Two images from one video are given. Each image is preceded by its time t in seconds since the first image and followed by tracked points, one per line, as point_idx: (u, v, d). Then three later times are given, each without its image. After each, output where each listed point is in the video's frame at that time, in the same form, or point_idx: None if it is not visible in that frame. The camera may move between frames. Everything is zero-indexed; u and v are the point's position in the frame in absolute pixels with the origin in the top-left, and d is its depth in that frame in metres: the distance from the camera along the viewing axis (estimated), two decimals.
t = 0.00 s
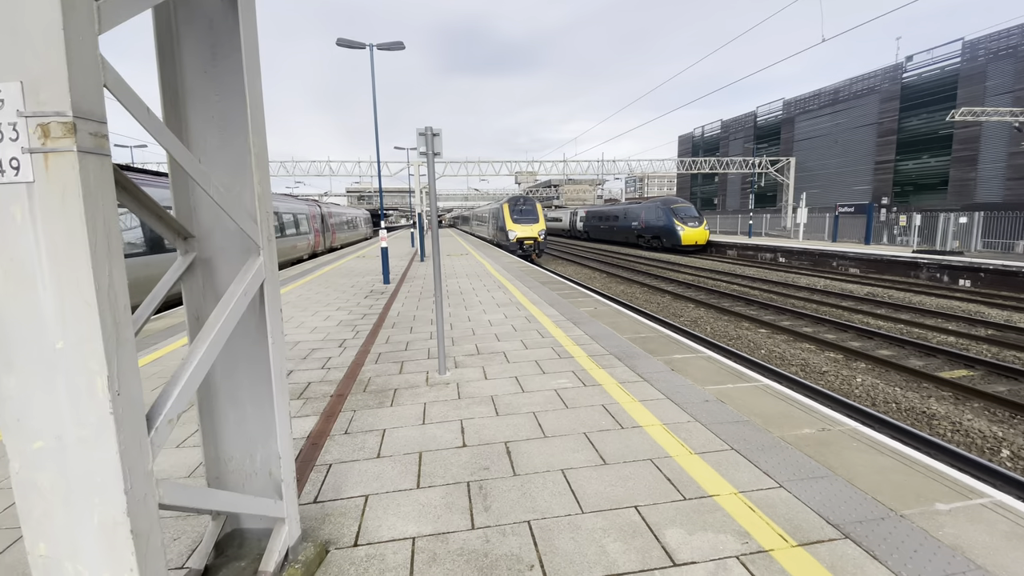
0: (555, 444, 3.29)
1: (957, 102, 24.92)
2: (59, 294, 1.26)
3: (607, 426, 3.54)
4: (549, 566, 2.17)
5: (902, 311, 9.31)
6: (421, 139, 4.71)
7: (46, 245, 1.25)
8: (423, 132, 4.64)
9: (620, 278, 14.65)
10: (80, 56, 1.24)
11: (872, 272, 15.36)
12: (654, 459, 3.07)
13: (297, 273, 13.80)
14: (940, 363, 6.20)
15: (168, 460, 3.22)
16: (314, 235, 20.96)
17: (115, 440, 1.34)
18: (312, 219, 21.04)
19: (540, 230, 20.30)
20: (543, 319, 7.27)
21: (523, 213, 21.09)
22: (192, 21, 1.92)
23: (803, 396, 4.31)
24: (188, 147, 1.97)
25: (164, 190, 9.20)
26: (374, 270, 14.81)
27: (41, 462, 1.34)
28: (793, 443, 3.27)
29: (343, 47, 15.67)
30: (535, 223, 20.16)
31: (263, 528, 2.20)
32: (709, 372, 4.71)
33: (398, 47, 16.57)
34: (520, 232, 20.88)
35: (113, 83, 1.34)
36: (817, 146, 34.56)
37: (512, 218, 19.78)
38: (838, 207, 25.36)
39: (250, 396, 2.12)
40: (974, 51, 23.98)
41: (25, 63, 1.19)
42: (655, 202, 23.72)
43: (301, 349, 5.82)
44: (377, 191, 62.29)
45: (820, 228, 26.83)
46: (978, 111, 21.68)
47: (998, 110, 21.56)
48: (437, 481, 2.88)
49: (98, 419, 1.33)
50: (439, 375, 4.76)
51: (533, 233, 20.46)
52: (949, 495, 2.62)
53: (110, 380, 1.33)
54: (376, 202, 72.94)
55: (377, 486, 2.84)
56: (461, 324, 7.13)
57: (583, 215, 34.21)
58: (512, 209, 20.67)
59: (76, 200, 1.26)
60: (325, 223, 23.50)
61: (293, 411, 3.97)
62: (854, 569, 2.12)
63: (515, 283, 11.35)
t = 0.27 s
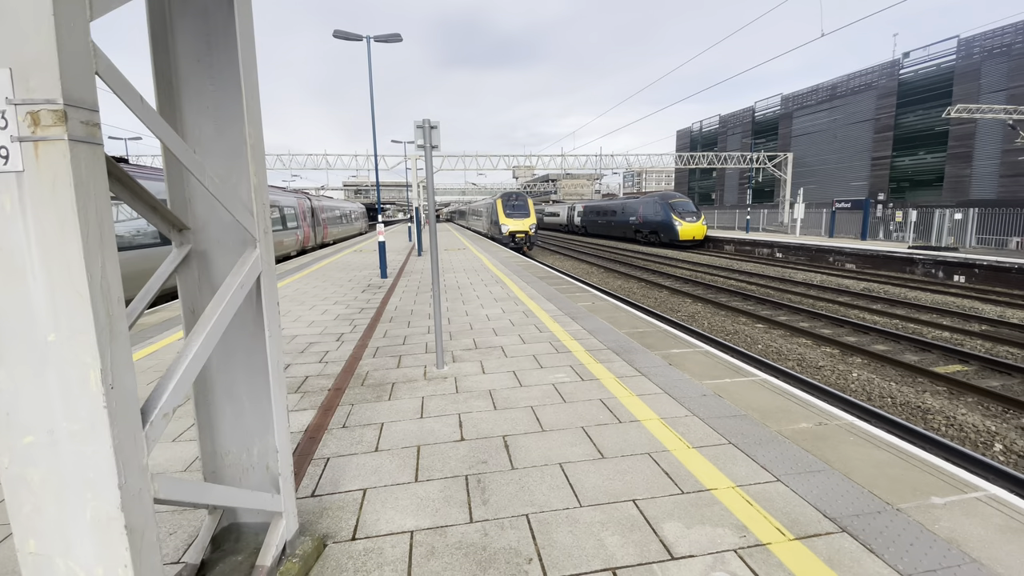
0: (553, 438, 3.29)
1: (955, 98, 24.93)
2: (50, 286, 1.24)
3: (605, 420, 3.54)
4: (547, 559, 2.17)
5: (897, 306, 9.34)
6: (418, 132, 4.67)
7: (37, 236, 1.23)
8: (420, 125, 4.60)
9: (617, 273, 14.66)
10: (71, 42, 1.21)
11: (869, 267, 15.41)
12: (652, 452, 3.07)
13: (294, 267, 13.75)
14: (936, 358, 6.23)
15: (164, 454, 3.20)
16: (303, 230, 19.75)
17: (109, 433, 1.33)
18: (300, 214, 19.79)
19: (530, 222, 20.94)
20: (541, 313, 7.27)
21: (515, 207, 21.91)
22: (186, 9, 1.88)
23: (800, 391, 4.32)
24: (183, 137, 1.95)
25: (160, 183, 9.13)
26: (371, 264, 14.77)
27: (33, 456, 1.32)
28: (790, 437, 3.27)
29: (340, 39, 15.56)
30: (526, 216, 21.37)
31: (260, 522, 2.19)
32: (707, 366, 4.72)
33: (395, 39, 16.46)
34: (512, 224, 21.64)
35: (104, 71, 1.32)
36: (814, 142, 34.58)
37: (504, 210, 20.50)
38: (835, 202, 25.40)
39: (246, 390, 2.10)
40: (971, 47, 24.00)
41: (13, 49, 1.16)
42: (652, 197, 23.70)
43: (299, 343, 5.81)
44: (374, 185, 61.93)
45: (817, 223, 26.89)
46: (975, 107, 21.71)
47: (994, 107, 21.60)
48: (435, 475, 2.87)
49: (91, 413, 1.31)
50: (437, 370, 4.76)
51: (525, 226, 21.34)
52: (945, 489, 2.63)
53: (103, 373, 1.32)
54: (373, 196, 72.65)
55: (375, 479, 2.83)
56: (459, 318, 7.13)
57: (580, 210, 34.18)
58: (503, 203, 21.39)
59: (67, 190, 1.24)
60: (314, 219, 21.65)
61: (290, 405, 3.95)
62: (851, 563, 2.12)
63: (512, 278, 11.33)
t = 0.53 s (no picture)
0: (549, 433, 3.31)
1: (952, 94, 24.97)
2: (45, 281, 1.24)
3: (601, 416, 3.56)
4: (543, 553, 2.19)
5: (892, 302, 9.39)
6: (415, 127, 4.66)
7: (32, 232, 1.22)
8: (417, 120, 4.59)
9: (614, 269, 14.68)
10: (63, 37, 1.21)
11: (865, 263, 15.46)
12: (647, 447, 3.09)
13: (290, 263, 13.71)
14: (930, 353, 6.27)
15: (161, 449, 3.21)
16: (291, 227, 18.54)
17: (106, 429, 1.33)
18: (289, 210, 18.57)
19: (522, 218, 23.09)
20: (538, 309, 7.28)
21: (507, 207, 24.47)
22: (179, 3, 1.87)
23: (795, 386, 4.35)
24: (177, 133, 1.94)
25: (155, 178, 9.09)
26: (368, 260, 14.75)
27: (30, 452, 1.32)
28: (784, 432, 3.30)
29: (337, 32, 15.48)
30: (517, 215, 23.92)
31: (257, 517, 2.20)
32: (702, 362, 4.74)
33: (392, 33, 16.37)
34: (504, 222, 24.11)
35: (97, 66, 1.31)
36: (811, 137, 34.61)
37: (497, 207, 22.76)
38: (832, 198, 25.44)
39: (243, 385, 2.11)
40: (969, 43, 24.01)
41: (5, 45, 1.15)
42: (650, 193, 23.68)
43: (295, 339, 5.80)
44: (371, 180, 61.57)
45: (814, 219, 26.95)
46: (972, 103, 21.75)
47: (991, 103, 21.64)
48: (432, 470, 2.89)
49: (87, 409, 1.32)
50: (434, 365, 4.77)
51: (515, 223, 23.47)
52: (936, 483, 2.66)
53: (99, 369, 1.32)
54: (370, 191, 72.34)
55: (372, 474, 2.85)
56: (456, 314, 7.13)
57: (578, 205, 34.13)
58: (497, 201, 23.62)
59: (60, 186, 1.23)
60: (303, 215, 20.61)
61: (287, 401, 3.96)
62: (843, 556, 2.15)
63: (510, 273, 11.33)
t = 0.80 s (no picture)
0: (547, 430, 3.31)
1: (949, 91, 25.00)
2: (38, 279, 1.23)
3: (599, 413, 3.56)
4: (541, 549, 2.19)
5: (890, 299, 9.41)
6: (412, 124, 4.64)
7: (25, 229, 1.21)
8: (414, 117, 4.57)
9: (613, 266, 14.68)
10: (55, 32, 1.19)
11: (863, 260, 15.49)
12: (645, 444, 3.09)
13: (288, 260, 13.66)
14: (927, 350, 6.29)
15: (159, 448, 3.20)
16: (279, 226, 17.47)
17: (101, 427, 1.33)
18: (277, 209, 17.50)
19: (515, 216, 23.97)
20: (536, 306, 7.27)
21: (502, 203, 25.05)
22: None
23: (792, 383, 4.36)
24: (172, 130, 1.93)
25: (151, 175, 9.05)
26: (366, 257, 14.72)
27: (24, 450, 1.32)
28: (781, 428, 3.31)
29: (334, 29, 15.42)
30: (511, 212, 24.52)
31: (255, 515, 2.20)
32: (701, 359, 4.74)
33: (390, 30, 16.32)
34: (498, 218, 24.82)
35: (91, 61, 1.30)
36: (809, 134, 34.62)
37: (491, 204, 23.82)
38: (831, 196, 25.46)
39: (240, 383, 2.10)
40: (966, 40, 24.04)
41: None
42: (648, 190, 23.66)
43: (293, 336, 5.79)
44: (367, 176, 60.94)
45: (812, 216, 26.97)
46: (970, 100, 21.79)
47: (989, 100, 21.67)
48: (430, 467, 2.89)
49: (82, 407, 1.31)
50: (432, 363, 4.77)
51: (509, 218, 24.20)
52: (933, 479, 2.67)
53: (94, 367, 1.31)
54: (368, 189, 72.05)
55: (370, 472, 2.85)
56: (454, 311, 7.13)
57: (576, 203, 34.09)
58: (491, 198, 24.58)
59: (53, 183, 1.22)
60: (291, 212, 19.09)
61: (285, 399, 3.95)
62: (841, 552, 2.15)
63: (508, 271, 11.32)
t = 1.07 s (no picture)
0: (547, 428, 3.31)
1: (948, 89, 25.01)
2: (35, 278, 1.23)
3: (598, 411, 3.56)
4: (540, 547, 2.20)
5: (888, 296, 9.42)
6: (410, 122, 4.63)
7: (21, 228, 1.21)
8: (412, 115, 4.56)
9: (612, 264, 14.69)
10: (52, 30, 1.19)
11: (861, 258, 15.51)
12: (643, 442, 3.10)
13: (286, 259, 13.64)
14: (926, 348, 6.30)
15: (157, 447, 3.20)
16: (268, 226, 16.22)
17: (99, 427, 1.32)
18: (264, 209, 16.21)
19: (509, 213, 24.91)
20: (535, 305, 7.27)
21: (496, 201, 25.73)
22: None
23: (791, 380, 4.36)
24: (170, 128, 1.92)
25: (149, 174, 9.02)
26: (365, 256, 14.71)
27: (22, 450, 1.31)
28: (780, 426, 3.31)
29: (332, 27, 15.38)
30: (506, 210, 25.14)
31: (254, 514, 2.19)
32: (700, 357, 4.75)
33: (388, 28, 16.27)
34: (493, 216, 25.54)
35: (87, 59, 1.29)
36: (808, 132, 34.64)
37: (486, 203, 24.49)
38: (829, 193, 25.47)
39: (238, 382, 2.10)
40: (965, 38, 24.04)
41: None
42: (647, 188, 23.64)
43: (292, 335, 5.78)
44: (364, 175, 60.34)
45: (810, 214, 27.00)
46: (969, 98, 21.81)
47: (987, 97, 21.68)
48: (429, 466, 2.89)
49: (80, 406, 1.30)
50: (431, 361, 4.77)
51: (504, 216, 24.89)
52: (931, 476, 2.67)
53: (91, 366, 1.31)
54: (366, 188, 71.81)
55: (369, 471, 2.84)
56: (453, 310, 7.12)
57: (575, 201, 34.04)
58: (486, 197, 25.14)
59: (50, 181, 1.22)
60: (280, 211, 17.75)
61: (284, 398, 3.95)
62: (840, 549, 2.16)
63: (507, 269, 11.32)
